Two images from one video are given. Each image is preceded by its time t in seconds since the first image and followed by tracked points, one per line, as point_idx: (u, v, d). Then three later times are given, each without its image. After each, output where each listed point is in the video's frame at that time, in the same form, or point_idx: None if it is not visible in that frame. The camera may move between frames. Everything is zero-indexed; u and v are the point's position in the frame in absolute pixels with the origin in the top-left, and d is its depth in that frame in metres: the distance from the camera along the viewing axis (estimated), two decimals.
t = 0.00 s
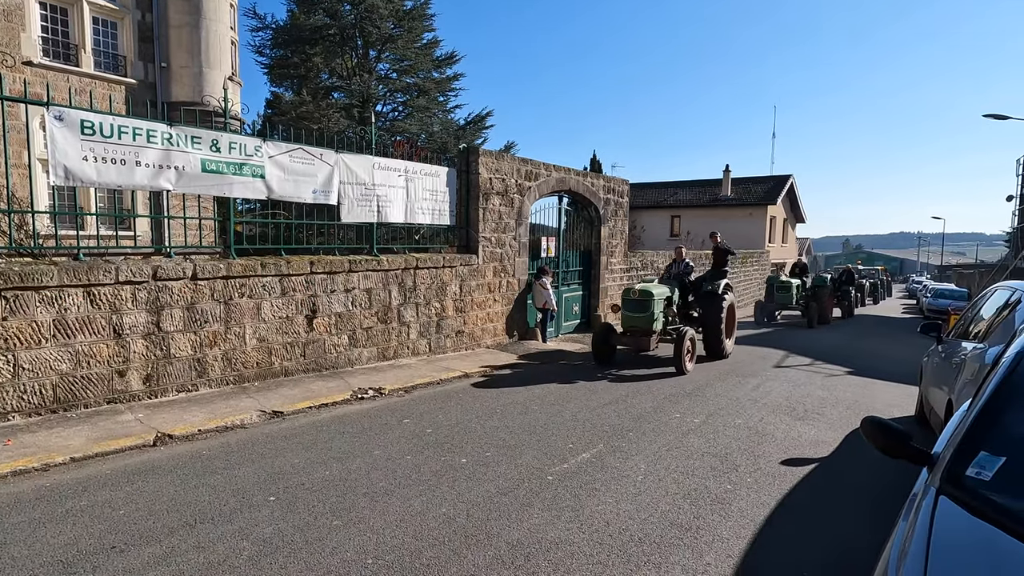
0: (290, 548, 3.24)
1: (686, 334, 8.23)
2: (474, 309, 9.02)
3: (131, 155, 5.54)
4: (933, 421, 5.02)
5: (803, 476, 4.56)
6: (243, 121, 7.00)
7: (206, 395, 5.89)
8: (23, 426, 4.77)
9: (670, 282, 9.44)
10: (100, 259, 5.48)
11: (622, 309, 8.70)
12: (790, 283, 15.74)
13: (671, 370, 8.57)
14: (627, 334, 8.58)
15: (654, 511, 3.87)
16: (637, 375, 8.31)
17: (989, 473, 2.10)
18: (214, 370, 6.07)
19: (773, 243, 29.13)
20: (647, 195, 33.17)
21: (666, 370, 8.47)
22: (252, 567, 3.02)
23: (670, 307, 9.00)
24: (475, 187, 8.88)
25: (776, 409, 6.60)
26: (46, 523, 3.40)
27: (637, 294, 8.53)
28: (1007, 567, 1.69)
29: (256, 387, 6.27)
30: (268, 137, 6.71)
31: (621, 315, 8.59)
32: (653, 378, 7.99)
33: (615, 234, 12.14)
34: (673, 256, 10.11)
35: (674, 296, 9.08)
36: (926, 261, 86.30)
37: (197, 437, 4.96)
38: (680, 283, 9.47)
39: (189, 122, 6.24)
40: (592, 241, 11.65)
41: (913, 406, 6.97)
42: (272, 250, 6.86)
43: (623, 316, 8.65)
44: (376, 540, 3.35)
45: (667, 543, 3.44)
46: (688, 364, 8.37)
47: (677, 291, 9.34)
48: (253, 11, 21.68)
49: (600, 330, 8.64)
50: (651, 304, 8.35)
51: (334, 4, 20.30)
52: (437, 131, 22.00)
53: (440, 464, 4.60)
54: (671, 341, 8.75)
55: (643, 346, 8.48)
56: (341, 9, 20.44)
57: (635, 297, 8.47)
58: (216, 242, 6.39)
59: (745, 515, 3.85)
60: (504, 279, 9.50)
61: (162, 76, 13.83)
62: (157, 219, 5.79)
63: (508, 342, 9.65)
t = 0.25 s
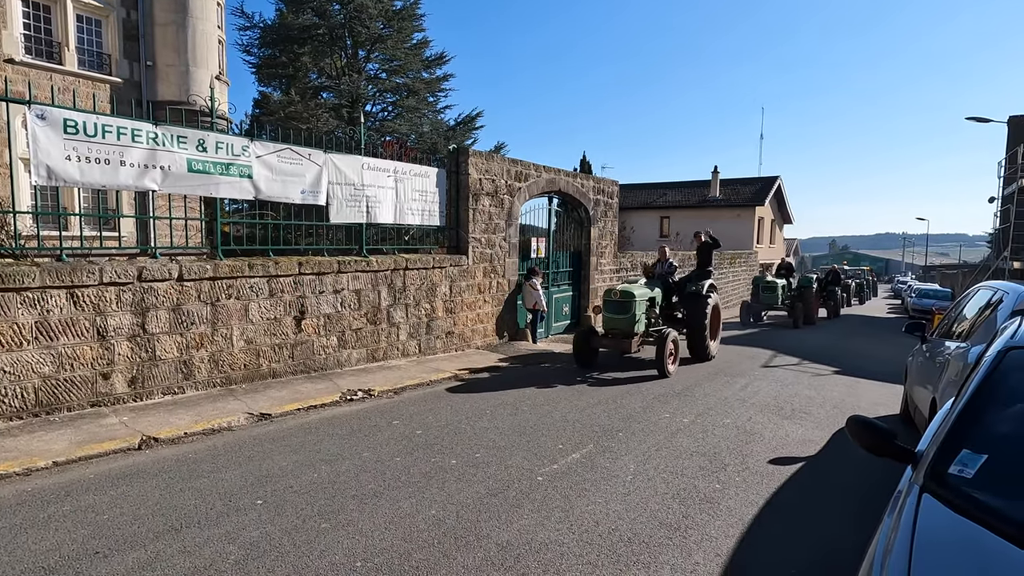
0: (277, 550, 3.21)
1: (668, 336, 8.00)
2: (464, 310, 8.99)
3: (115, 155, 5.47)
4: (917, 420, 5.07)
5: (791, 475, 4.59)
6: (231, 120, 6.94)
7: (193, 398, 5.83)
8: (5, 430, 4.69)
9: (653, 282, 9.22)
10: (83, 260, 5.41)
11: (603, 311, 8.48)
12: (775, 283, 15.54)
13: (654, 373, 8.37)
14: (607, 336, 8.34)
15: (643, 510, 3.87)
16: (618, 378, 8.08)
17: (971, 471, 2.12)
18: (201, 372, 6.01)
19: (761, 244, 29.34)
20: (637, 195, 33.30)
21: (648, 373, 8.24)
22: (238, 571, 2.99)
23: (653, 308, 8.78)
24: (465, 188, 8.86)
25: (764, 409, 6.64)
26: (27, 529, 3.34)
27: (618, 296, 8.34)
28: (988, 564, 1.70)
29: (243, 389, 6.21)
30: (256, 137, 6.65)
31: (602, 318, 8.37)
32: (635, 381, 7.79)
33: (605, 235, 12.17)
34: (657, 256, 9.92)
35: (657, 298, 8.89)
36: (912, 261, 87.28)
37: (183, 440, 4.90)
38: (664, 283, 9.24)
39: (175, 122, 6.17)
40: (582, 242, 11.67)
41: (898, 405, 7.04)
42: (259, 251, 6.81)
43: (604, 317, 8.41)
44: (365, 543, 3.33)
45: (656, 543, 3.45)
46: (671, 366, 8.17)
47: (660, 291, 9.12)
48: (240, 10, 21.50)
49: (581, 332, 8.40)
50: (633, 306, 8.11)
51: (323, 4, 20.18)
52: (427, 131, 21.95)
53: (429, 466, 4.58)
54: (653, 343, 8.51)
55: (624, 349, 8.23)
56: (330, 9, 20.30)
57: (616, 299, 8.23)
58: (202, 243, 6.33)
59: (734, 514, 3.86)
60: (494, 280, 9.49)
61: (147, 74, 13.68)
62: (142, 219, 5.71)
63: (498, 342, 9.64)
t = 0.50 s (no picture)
0: (266, 554, 3.18)
1: (651, 339, 7.80)
2: (454, 311, 8.97)
3: (101, 155, 5.40)
4: (904, 419, 5.11)
5: (780, 474, 4.61)
6: (219, 121, 6.89)
7: (180, 400, 5.77)
8: None
9: (637, 283, 9.05)
10: (68, 261, 5.33)
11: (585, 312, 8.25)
12: (762, 284, 15.33)
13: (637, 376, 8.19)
14: (589, 339, 8.11)
15: (634, 511, 3.87)
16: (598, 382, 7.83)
17: (955, 469, 2.13)
18: (188, 375, 5.95)
19: (750, 245, 29.53)
20: (627, 197, 33.41)
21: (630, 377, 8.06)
22: None
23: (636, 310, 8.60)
24: (456, 189, 8.84)
25: (753, 409, 6.67)
26: (10, 535, 3.29)
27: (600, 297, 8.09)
28: (971, 562, 1.71)
29: (232, 392, 6.16)
30: (244, 137, 6.60)
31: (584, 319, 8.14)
32: (617, 385, 7.61)
33: (595, 236, 12.19)
34: (640, 256, 9.70)
35: (641, 299, 8.68)
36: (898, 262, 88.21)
37: (170, 444, 4.84)
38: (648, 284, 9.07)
39: (161, 121, 6.11)
40: (572, 243, 11.67)
41: (885, 404, 7.10)
42: (248, 252, 6.76)
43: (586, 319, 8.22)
44: (354, 546, 3.30)
45: (646, 543, 3.45)
46: (654, 370, 7.97)
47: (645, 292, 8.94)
48: (229, 9, 21.36)
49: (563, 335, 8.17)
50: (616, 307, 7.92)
51: (313, 4, 20.09)
52: (417, 132, 21.89)
53: (419, 468, 4.56)
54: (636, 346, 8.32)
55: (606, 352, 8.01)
56: (320, 9, 20.22)
57: (598, 300, 8.03)
58: (190, 244, 6.27)
59: (723, 513, 3.87)
60: (484, 281, 9.47)
61: (134, 74, 13.55)
62: (128, 220, 5.63)
63: (488, 343, 9.62)
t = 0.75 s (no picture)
0: (263, 555, 3.18)
1: (640, 341, 7.61)
2: (451, 312, 8.97)
3: (97, 156, 5.38)
4: (898, 419, 5.13)
5: (775, 475, 4.62)
6: (216, 121, 6.87)
7: (176, 402, 5.75)
8: None
9: (628, 285, 8.86)
10: (63, 263, 5.31)
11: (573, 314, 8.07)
12: (756, 284, 15.04)
13: (627, 380, 7.99)
14: (577, 342, 7.92)
15: (630, 512, 3.88)
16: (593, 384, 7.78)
17: (948, 470, 2.14)
18: (184, 376, 5.93)
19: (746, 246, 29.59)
20: (624, 198, 33.45)
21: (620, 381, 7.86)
22: None
23: (626, 312, 8.42)
24: (453, 190, 8.85)
25: (749, 409, 6.69)
26: (4, 538, 3.27)
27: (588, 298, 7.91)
28: (962, 562, 1.72)
29: (228, 393, 6.14)
30: (241, 138, 6.59)
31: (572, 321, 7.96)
32: (605, 389, 7.41)
33: (592, 237, 12.20)
34: (631, 257, 9.53)
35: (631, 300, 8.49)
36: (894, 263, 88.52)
37: (165, 445, 4.83)
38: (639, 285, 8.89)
39: (157, 122, 6.09)
40: (569, 244, 11.68)
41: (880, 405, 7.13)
42: (244, 253, 6.75)
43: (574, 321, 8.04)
44: (350, 547, 3.29)
45: (643, 544, 3.45)
46: (644, 373, 7.78)
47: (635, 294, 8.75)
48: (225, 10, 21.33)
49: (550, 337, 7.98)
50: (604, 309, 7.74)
51: (309, 5, 20.07)
52: (414, 133, 21.87)
53: (416, 469, 4.56)
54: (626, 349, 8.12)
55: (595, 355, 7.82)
56: (316, 10, 20.21)
57: (586, 301, 7.85)
58: (186, 245, 6.26)
59: (719, 514, 3.88)
60: (481, 282, 9.47)
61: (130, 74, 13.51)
62: (123, 221, 5.61)
63: (485, 344, 9.62)
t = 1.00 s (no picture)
0: (257, 557, 3.17)
1: (629, 344, 7.41)
2: (448, 313, 8.96)
3: (92, 157, 5.37)
4: (893, 419, 5.15)
5: (771, 475, 4.63)
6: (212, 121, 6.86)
7: (172, 403, 5.73)
8: None
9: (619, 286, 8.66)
10: (58, 264, 5.28)
11: (560, 316, 7.85)
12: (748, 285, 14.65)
13: (615, 384, 7.77)
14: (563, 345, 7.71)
15: (627, 512, 3.88)
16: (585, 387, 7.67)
17: (941, 470, 2.15)
18: (180, 377, 5.92)
19: (742, 247, 29.65)
20: (621, 199, 33.50)
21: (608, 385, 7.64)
22: None
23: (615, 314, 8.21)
24: (450, 191, 8.84)
25: (745, 410, 6.70)
26: None
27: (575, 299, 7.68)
28: (956, 562, 1.72)
29: (224, 395, 6.12)
30: (237, 139, 6.57)
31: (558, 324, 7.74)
32: (592, 394, 7.20)
33: (589, 238, 12.21)
34: (621, 257, 9.33)
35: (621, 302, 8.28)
36: (890, 264, 88.79)
37: (161, 447, 4.81)
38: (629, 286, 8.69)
39: (153, 123, 6.08)
40: (566, 245, 11.70)
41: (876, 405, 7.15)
42: (240, 254, 6.74)
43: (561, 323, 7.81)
44: (347, 549, 3.29)
45: (639, 545, 3.45)
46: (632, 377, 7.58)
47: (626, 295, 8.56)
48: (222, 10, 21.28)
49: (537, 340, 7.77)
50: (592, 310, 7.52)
51: (306, 5, 20.05)
52: (411, 134, 21.86)
53: (412, 470, 4.55)
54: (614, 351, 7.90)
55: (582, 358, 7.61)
56: (313, 10, 20.20)
57: (573, 303, 7.62)
58: (182, 246, 6.26)
59: (715, 514, 3.89)
60: (478, 283, 9.47)
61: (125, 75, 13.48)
62: (119, 222, 5.59)
63: (482, 345, 9.62)
